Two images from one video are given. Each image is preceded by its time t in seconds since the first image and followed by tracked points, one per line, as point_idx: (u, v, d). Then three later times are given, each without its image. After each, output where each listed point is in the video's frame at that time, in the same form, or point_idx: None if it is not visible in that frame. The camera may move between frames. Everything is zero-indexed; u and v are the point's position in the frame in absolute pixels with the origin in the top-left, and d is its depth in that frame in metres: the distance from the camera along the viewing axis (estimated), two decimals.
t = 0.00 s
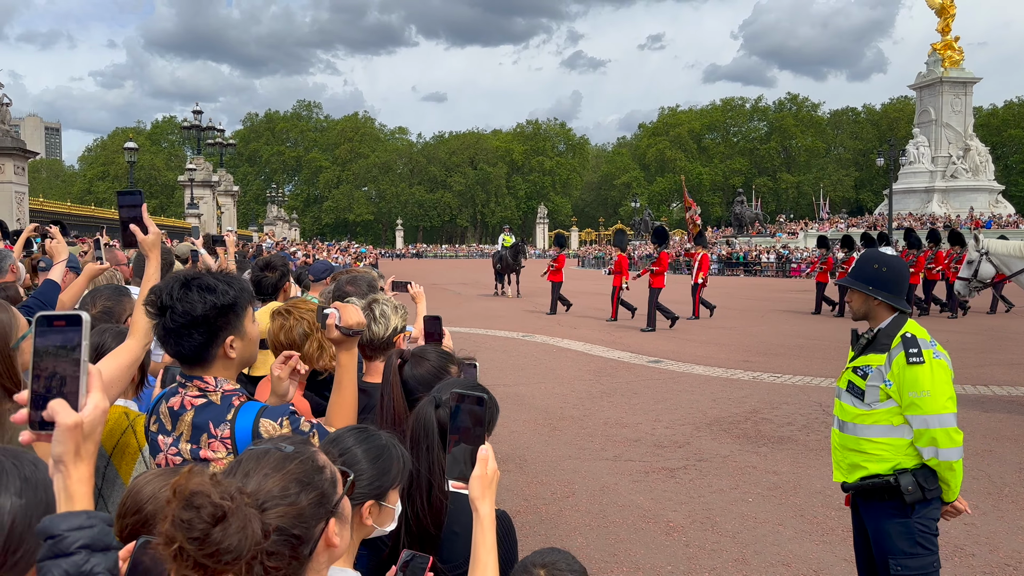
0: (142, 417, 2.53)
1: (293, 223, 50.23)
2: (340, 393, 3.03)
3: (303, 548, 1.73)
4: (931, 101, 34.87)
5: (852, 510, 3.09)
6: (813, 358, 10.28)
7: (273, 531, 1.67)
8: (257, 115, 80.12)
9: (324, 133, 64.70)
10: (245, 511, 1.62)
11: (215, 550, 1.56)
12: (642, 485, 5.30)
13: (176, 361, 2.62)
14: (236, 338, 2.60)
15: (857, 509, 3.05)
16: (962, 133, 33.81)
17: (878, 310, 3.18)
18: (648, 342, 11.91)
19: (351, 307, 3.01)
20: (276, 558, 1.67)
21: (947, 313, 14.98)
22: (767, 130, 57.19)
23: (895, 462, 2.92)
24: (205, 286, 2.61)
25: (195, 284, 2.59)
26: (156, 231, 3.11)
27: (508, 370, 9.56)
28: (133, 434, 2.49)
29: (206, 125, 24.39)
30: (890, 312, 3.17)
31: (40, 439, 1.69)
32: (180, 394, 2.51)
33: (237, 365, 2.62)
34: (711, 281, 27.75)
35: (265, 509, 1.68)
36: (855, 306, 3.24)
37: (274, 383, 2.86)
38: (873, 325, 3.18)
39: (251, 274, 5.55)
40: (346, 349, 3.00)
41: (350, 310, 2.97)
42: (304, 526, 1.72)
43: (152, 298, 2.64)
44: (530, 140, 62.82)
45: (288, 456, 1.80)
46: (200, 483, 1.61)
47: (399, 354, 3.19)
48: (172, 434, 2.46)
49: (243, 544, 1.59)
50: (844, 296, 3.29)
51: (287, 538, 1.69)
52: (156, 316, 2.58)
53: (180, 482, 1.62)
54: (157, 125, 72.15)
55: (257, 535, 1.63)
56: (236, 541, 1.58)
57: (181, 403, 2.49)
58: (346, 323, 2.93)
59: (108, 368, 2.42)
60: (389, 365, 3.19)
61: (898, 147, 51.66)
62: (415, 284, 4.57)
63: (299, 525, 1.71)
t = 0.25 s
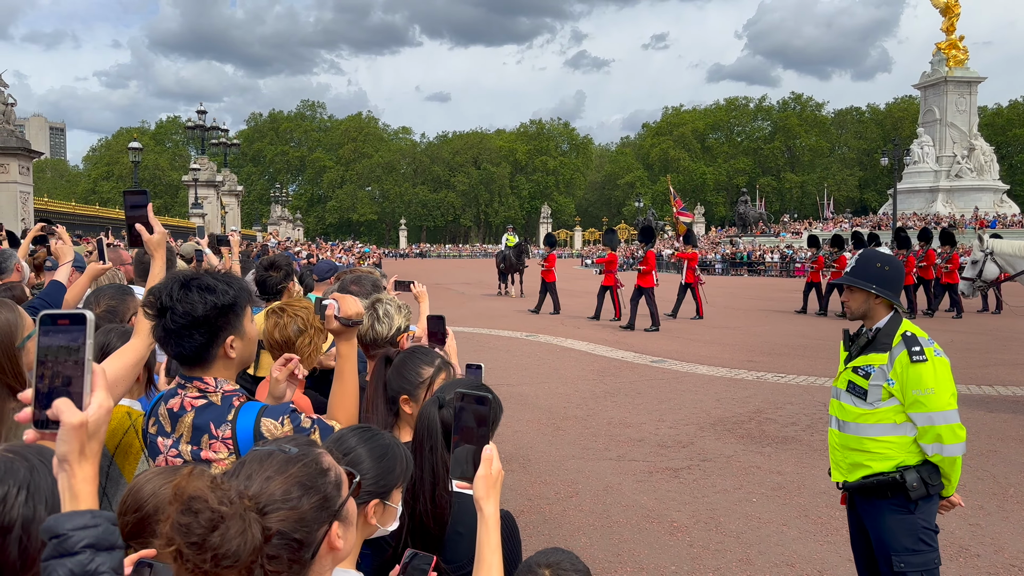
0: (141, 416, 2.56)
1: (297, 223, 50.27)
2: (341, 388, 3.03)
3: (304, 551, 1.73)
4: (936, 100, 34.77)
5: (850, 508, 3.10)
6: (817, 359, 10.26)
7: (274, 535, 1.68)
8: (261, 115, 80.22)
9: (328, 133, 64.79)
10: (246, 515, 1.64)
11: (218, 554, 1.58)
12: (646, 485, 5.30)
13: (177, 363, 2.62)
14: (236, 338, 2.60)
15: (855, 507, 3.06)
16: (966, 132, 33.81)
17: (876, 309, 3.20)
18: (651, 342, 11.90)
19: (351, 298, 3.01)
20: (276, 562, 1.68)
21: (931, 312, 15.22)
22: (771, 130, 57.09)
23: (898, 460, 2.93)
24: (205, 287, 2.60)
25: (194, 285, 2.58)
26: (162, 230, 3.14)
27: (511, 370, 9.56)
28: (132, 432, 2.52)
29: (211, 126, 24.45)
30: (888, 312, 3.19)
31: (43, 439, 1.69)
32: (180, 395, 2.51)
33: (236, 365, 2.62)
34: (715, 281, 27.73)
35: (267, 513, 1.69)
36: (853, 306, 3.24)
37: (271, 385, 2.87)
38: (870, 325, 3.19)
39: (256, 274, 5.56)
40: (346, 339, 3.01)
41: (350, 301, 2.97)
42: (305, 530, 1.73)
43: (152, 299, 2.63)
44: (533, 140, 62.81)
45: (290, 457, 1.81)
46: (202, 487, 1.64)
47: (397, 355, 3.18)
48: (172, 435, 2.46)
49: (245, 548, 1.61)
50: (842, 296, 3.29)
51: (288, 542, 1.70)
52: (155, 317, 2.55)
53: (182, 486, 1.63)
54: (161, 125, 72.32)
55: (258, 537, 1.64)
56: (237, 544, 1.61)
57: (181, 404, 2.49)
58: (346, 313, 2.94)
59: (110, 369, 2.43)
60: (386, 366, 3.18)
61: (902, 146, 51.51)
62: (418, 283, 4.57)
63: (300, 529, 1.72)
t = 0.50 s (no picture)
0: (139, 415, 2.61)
1: (299, 223, 50.25)
2: (340, 379, 3.03)
3: (304, 552, 1.74)
4: (940, 99, 34.68)
5: (847, 507, 3.10)
6: (819, 358, 10.25)
7: (273, 537, 1.69)
8: (263, 115, 80.27)
9: (331, 132, 64.85)
10: (245, 517, 1.64)
11: (214, 558, 1.59)
12: (649, 485, 5.30)
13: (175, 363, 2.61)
14: (234, 338, 2.60)
15: (852, 506, 3.07)
16: (970, 132, 33.73)
17: (875, 309, 3.21)
18: (654, 342, 11.89)
19: (347, 287, 3.03)
20: (275, 563, 1.69)
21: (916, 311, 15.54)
22: (774, 129, 56.98)
23: (903, 457, 2.95)
24: (202, 286, 2.59)
25: (192, 285, 2.57)
26: (165, 230, 3.15)
27: (513, 369, 9.55)
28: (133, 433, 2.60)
29: (213, 125, 24.48)
30: (887, 311, 3.20)
31: (44, 439, 1.69)
32: (179, 395, 2.51)
33: (235, 365, 2.62)
34: (718, 280, 27.71)
35: (265, 516, 1.70)
36: (853, 306, 3.24)
37: (268, 386, 2.88)
38: (869, 325, 3.20)
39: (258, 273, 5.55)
40: (343, 328, 3.02)
41: (345, 291, 2.98)
42: (304, 532, 1.73)
43: (150, 299, 2.62)
44: (536, 139, 62.74)
45: (289, 458, 1.80)
46: (199, 489, 1.65)
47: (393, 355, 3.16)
48: (171, 436, 2.48)
49: (242, 551, 1.61)
50: (841, 296, 3.28)
51: (286, 544, 1.70)
52: (153, 320, 2.54)
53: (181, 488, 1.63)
54: (165, 124, 72.43)
55: (255, 541, 1.65)
56: (235, 547, 1.61)
57: (179, 404, 2.49)
58: (342, 303, 2.95)
59: (112, 369, 2.43)
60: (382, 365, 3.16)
61: (905, 145, 51.34)
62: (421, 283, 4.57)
63: (299, 531, 1.72)
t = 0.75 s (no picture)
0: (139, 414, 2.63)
1: (302, 223, 50.26)
2: (333, 370, 3.03)
3: (304, 550, 1.74)
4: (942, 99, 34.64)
5: (847, 509, 3.09)
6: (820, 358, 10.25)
7: (273, 535, 1.68)
8: (265, 115, 80.32)
9: (332, 132, 64.91)
10: (245, 516, 1.64)
11: (215, 556, 1.59)
12: (651, 485, 5.29)
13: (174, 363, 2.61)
14: (232, 337, 2.60)
15: (853, 506, 3.06)
16: (972, 131, 33.68)
17: (873, 307, 3.22)
18: (656, 341, 11.89)
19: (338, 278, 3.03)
20: (276, 562, 1.68)
21: (900, 310, 16.22)
22: (776, 129, 56.94)
23: (908, 454, 2.95)
24: (199, 287, 2.58)
25: (189, 285, 2.56)
26: (167, 229, 3.15)
27: (515, 369, 9.56)
28: (129, 435, 2.69)
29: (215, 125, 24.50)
30: (884, 310, 3.21)
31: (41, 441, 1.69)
32: (177, 396, 2.52)
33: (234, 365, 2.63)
34: (720, 280, 27.69)
35: (264, 514, 1.69)
36: (852, 304, 3.23)
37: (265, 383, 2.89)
38: (868, 324, 3.20)
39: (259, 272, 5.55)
40: (336, 320, 3.03)
41: (336, 283, 2.99)
42: (304, 530, 1.73)
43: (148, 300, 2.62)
44: (537, 139, 62.73)
45: (287, 457, 1.81)
46: (199, 488, 1.65)
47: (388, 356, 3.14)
48: (171, 436, 2.48)
49: (243, 548, 1.61)
50: (840, 295, 3.28)
51: (287, 542, 1.70)
52: (150, 321, 2.53)
53: (180, 488, 1.64)
54: (167, 125, 72.52)
55: (255, 539, 1.64)
56: (236, 546, 1.61)
57: (178, 405, 2.49)
58: (333, 295, 2.96)
59: (113, 368, 2.43)
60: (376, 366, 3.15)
61: (908, 145, 51.27)
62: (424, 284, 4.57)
63: (299, 529, 1.72)
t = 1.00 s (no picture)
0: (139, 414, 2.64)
1: (303, 224, 50.25)
2: (330, 373, 3.03)
3: (306, 547, 1.74)
4: (943, 99, 34.61)
5: (849, 509, 3.09)
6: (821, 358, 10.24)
7: (274, 533, 1.69)
8: (267, 115, 80.37)
9: (333, 132, 64.95)
10: (247, 513, 1.64)
11: (218, 553, 1.59)
12: (652, 485, 5.29)
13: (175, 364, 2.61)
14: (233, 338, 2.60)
15: (856, 507, 3.06)
16: (974, 131, 33.63)
17: (875, 307, 3.22)
18: (657, 341, 11.88)
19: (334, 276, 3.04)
20: (279, 559, 1.69)
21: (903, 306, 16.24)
22: (777, 129, 56.88)
23: (914, 454, 2.96)
24: (201, 287, 2.58)
25: (191, 287, 2.56)
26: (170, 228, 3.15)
27: (516, 369, 9.56)
28: (130, 431, 2.69)
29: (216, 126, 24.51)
30: (886, 310, 3.22)
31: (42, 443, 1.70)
32: (178, 396, 2.52)
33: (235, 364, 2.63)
34: (720, 280, 27.66)
35: (266, 511, 1.70)
36: (854, 305, 3.23)
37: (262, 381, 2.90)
38: (869, 324, 3.20)
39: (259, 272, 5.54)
40: (332, 316, 3.03)
41: (333, 279, 2.99)
42: (305, 527, 1.73)
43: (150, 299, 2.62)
44: (538, 139, 62.68)
45: (287, 457, 1.81)
46: (201, 486, 1.65)
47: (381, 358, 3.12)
48: (170, 437, 2.48)
49: (245, 547, 1.61)
50: (842, 294, 3.28)
51: (289, 539, 1.70)
52: (152, 322, 2.53)
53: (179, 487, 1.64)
54: (168, 125, 72.60)
55: (257, 537, 1.65)
56: (238, 544, 1.61)
57: (179, 405, 2.49)
58: (330, 292, 2.96)
59: (113, 369, 2.43)
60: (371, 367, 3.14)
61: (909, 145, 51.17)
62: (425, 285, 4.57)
63: (301, 526, 1.72)
